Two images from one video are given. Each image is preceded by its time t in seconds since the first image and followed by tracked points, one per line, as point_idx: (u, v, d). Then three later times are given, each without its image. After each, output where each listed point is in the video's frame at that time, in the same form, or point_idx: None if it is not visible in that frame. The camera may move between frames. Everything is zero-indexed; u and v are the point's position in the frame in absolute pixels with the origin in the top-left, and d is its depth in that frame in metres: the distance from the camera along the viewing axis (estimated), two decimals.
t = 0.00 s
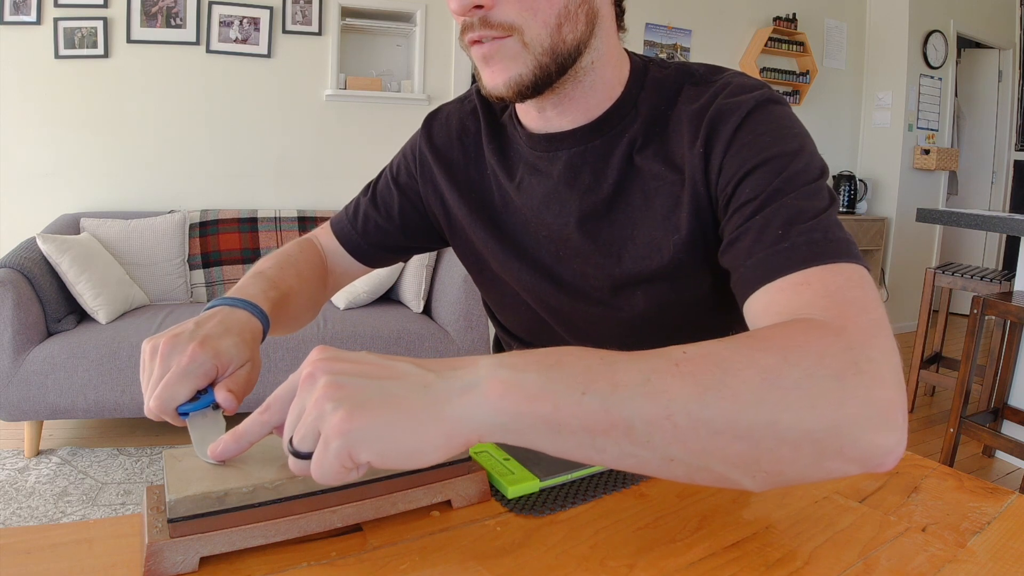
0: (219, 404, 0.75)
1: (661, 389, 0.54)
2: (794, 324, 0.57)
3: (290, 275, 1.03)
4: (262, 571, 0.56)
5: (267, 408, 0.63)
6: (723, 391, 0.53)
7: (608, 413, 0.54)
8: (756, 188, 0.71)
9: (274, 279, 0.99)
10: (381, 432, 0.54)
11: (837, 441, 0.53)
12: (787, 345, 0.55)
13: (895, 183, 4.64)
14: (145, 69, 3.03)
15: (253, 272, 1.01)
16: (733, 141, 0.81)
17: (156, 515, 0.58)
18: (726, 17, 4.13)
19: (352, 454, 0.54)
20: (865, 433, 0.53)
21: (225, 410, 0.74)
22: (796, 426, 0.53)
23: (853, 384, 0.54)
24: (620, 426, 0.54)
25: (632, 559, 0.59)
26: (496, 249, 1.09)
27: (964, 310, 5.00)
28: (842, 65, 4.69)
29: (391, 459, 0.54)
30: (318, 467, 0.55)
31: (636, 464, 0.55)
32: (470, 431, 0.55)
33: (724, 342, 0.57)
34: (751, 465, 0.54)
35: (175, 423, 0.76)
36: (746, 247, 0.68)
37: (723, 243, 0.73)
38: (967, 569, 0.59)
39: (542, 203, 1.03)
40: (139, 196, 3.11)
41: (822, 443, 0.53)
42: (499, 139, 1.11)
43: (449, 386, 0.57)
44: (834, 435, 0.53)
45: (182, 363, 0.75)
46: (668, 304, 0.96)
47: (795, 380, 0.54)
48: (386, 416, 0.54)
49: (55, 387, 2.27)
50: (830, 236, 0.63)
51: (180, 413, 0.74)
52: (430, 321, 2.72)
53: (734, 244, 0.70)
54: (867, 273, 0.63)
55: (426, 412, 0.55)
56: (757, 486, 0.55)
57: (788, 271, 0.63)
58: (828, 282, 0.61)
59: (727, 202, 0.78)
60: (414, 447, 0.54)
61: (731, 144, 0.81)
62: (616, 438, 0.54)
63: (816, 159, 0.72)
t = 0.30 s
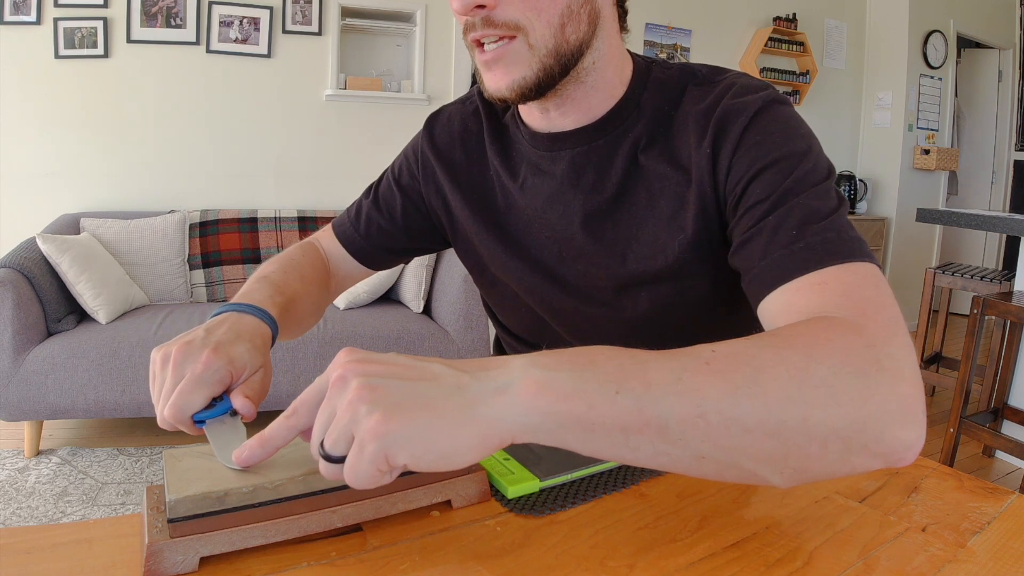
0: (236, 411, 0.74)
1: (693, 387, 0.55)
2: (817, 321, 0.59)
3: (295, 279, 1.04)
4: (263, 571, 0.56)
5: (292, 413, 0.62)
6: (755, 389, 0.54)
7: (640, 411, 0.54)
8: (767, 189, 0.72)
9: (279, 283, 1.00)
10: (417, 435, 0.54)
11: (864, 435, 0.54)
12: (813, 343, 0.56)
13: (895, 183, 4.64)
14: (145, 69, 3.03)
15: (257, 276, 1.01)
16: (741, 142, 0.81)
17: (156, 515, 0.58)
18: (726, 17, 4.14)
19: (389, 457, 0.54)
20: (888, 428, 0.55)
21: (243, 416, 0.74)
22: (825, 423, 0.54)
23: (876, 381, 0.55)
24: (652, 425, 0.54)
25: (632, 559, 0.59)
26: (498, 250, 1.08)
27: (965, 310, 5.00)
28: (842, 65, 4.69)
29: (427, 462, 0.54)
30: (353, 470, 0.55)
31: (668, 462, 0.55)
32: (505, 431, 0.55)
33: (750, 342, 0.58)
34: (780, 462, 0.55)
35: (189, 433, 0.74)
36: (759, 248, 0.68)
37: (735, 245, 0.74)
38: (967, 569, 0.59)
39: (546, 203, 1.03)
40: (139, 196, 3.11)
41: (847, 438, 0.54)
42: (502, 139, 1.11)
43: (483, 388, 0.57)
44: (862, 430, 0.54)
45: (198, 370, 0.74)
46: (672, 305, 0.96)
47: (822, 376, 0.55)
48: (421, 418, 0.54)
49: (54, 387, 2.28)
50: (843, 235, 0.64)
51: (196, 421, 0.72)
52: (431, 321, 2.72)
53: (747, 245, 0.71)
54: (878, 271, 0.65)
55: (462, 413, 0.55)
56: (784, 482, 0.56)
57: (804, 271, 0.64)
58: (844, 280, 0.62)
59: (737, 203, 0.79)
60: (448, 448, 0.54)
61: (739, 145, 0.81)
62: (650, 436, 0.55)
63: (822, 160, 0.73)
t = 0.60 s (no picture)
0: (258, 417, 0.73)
1: (734, 387, 0.55)
2: (840, 321, 0.60)
3: (301, 282, 1.04)
4: (263, 571, 0.56)
5: (326, 417, 0.59)
6: (788, 388, 0.55)
7: (680, 412, 0.54)
8: (780, 190, 0.73)
9: (286, 286, 1.00)
10: (463, 437, 0.53)
11: (894, 433, 0.55)
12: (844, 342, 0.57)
13: (895, 183, 4.65)
14: (146, 68, 3.03)
15: (262, 280, 1.01)
16: (750, 143, 0.82)
17: (156, 515, 0.58)
18: (726, 17, 4.14)
19: (435, 461, 0.53)
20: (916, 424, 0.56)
21: (266, 423, 0.73)
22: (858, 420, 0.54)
23: (902, 377, 0.56)
24: (693, 424, 0.54)
25: (631, 559, 0.59)
26: (501, 250, 1.08)
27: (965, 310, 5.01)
28: (843, 65, 4.69)
29: (476, 465, 0.53)
30: (397, 475, 0.53)
31: (705, 461, 0.55)
32: (550, 432, 0.55)
33: (780, 342, 0.58)
34: (814, 459, 0.55)
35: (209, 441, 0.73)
36: (776, 251, 0.69)
37: (749, 248, 0.74)
38: (967, 569, 0.59)
39: (550, 203, 1.03)
40: (138, 196, 3.11)
41: (877, 435, 0.55)
42: (505, 139, 1.11)
43: (524, 389, 0.56)
44: (890, 427, 0.55)
45: (218, 376, 0.73)
46: (676, 306, 0.96)
47: (855, 374, 0.56)
48: (467, 420, 0.53)
49: (55, 387, 2.28)
50: (859, 236, 0.65)
51: (218, 428, 0.71)
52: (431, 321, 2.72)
53: (761, 247, 0.71)
54: (893, 271, 0.66)
55: (506, 415, 0.54)
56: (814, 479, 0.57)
57: (824, 273, 0.65)
58: (864, 280, 0.63)
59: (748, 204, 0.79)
60: (493, 451, 0.53)
61: (748, 146, 0.82)
62: (690, 436, 0.55)
63: (832, 162, 0.74)
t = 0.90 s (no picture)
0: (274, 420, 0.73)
1: (762, 383, 0.56)
2: (857, 321, 0.60)
3: (306, 284, 1.04)
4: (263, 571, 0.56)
5: (352, 419, 0.58)
6: (811, 385, 0.56)
7: (711, 410, 0.55)
8: (790, 192, 0.73)
9: (291, 287, 1.00)
10: (496, 439, 0.53)
11: (915, 429, 0.56)
12: (866, 339, 0.58)
13: (895, 183, 4.65)
14: (146, 69, 3.03)
15: (266, 280, 1.01)
16: (758, 145, 0.82)
17: (156, 515, 0.58)
18: (727, 17, 4.14)
19: (468, 463, 0.53)
20: (936, 422, 0.56)
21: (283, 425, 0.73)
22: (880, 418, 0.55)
23: (923, 374, 0.57)
24: (722, 423, 0.55)
25: (632, 559, 0.59)
26: (504, 251, 1.08)
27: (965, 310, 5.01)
28: (844, 65, 4.69)
29: (509, 466, 0.53)
30: (430, 478, 0.54)
31: (734, 459, 0.56)
32: (580, 432, 0.55)
33: (802, 340, 0.60)
34: (835, 456, 0.56)
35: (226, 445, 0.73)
36: (787, 254, 0.70)
37: (760, 250, 0.74)
38: (967, 569, 0.59)
39: (553, 204, 1.03)
40: (138, 196, 3.11)
41: (898, 433, 0.56)
42: (508, 139, 1.11)
43: (555, 390, 0.56)
44: (910, 424, 0.56)
45: (232, 380, 0.73)
46: (680, 307, 0.96)
47: (877, 372, 0.57)
48: (501, 422, 0.53)
49: (54, 387, 2.28)
50: (871, 237, 0.66)
51: (235, 432, 0.71)
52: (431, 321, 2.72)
53: (773, 249, 0.72)
54: (905, 270, 0.67)
55: (538, 417, 0.54)
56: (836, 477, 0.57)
57: (838, 274, 0.65)
58: (878, 280, 0.64)
59: (756, 206, 0.79)
60: (526, 453, 0.53)
61: (756, 148, 0.82)
62: (718, 435, 0.56)
63: (839, 164, 0.75)
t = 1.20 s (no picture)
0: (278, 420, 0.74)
1: (768, 385, 0.57)
2: (862, 323, 0.61)
3: (306, 283, 1.03)
4: (263, 571, 0.56)
5: (360, 421, 0.58)
6: (818, 386, 0.56)
7: (719, 412, 0.55)
8: (794, 194, 0.73)
9: (292, 287, 1.00)
10: (507, 443, 0.53)
11: (918, 431, 0.56)
12: (872, 340, 0.58)
13: (895, 183, 4.66)
14: (146, 69, 3.03)
15: (266, 280, 1.01)
16: (761, 147, 0.82)
17: (156, 515, 0.58)
18: (726, 17, 4.14)
19: (478, 467, 0.53)
20: (940, 423, 0.57)
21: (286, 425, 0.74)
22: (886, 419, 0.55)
23: (927, 376, 0.57)
24: (729, 425, 0.55)
25: (632, 558, 0.59)
26: (506, 251, 1.08)
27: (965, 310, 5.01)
28: (845, 65, 4.69)
29: (520, 471, 0.53)
30: (440, 482, 0.54)
31: (741, 461, 0.56)
32: (590, 435, 0.56)
33: (810, 343, 0.60)
34: (842, 458, 0.56)
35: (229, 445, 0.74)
36: (792, 256, 0.70)
37: (764, 253, 0.74)
38: (966, 569, 0.59)
39: (555, 204, 1.03)
40: (138, 196, 3.11)
41: (904, 434, 0.56)
42: (511, 140, 1.11)
43: (566, 393, 0.56)
44: (916, 426, 0.56)
45: (235, 381, 0.74)
46: (681, 308, 0.96)
47: (883, 373, 0.57)
48: (511, 426, 0.54)
49: (54, 387, 2.28)
50: (877, 239, 0.66)
51: (238, 432, 0.72)
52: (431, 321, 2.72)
53: (777, 251, 0.72)
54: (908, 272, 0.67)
55: (547, 421, 0.54)
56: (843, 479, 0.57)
57: (844, 276, 0.65)
58: (884, 283, 0.64)
59: (760, 208, 0.79)
60: (537, 458, 0.54)
61: (759, 150, 0.82)
62: (725, 437, 0.56)
63: (842, 166, 0.75)
